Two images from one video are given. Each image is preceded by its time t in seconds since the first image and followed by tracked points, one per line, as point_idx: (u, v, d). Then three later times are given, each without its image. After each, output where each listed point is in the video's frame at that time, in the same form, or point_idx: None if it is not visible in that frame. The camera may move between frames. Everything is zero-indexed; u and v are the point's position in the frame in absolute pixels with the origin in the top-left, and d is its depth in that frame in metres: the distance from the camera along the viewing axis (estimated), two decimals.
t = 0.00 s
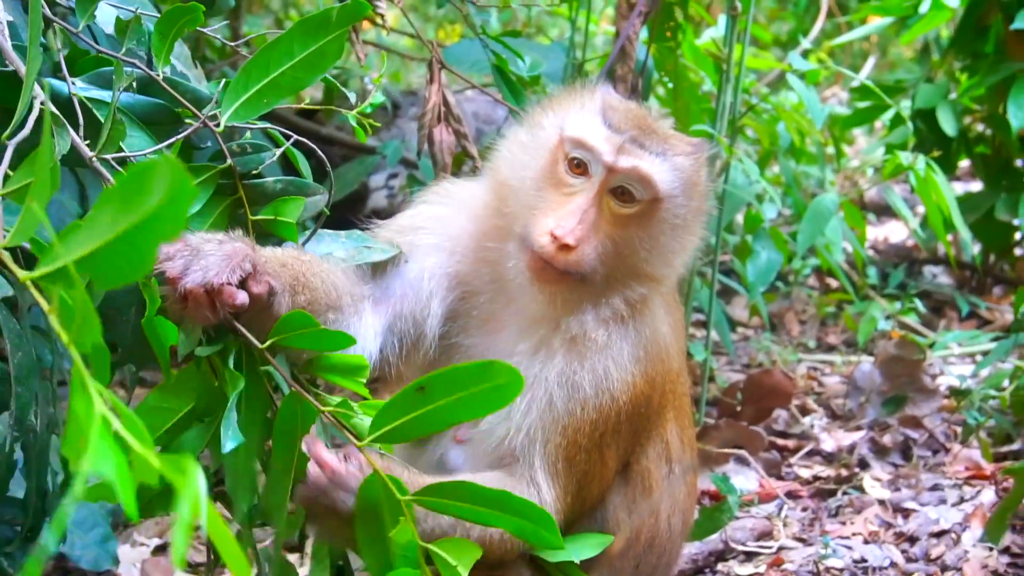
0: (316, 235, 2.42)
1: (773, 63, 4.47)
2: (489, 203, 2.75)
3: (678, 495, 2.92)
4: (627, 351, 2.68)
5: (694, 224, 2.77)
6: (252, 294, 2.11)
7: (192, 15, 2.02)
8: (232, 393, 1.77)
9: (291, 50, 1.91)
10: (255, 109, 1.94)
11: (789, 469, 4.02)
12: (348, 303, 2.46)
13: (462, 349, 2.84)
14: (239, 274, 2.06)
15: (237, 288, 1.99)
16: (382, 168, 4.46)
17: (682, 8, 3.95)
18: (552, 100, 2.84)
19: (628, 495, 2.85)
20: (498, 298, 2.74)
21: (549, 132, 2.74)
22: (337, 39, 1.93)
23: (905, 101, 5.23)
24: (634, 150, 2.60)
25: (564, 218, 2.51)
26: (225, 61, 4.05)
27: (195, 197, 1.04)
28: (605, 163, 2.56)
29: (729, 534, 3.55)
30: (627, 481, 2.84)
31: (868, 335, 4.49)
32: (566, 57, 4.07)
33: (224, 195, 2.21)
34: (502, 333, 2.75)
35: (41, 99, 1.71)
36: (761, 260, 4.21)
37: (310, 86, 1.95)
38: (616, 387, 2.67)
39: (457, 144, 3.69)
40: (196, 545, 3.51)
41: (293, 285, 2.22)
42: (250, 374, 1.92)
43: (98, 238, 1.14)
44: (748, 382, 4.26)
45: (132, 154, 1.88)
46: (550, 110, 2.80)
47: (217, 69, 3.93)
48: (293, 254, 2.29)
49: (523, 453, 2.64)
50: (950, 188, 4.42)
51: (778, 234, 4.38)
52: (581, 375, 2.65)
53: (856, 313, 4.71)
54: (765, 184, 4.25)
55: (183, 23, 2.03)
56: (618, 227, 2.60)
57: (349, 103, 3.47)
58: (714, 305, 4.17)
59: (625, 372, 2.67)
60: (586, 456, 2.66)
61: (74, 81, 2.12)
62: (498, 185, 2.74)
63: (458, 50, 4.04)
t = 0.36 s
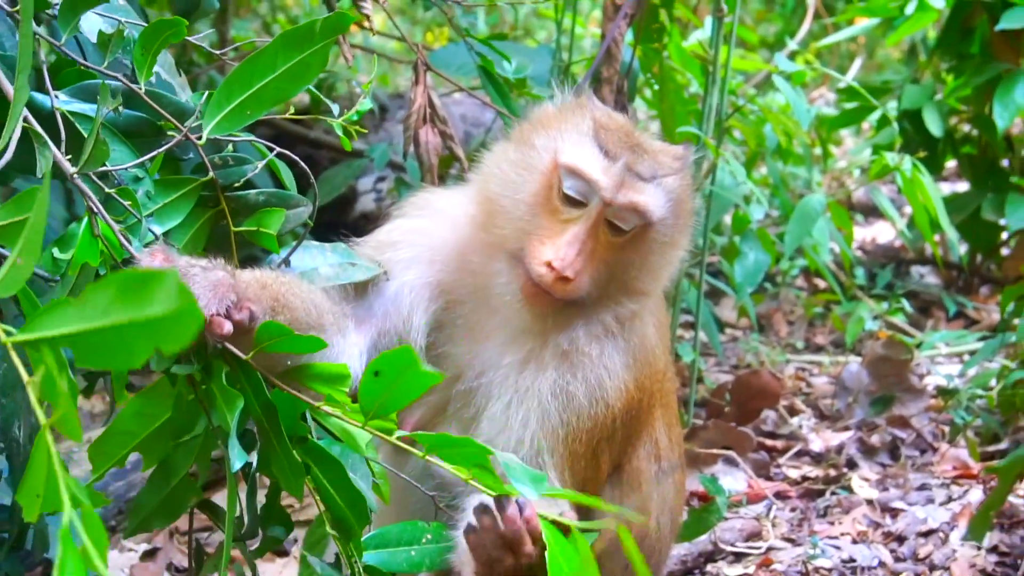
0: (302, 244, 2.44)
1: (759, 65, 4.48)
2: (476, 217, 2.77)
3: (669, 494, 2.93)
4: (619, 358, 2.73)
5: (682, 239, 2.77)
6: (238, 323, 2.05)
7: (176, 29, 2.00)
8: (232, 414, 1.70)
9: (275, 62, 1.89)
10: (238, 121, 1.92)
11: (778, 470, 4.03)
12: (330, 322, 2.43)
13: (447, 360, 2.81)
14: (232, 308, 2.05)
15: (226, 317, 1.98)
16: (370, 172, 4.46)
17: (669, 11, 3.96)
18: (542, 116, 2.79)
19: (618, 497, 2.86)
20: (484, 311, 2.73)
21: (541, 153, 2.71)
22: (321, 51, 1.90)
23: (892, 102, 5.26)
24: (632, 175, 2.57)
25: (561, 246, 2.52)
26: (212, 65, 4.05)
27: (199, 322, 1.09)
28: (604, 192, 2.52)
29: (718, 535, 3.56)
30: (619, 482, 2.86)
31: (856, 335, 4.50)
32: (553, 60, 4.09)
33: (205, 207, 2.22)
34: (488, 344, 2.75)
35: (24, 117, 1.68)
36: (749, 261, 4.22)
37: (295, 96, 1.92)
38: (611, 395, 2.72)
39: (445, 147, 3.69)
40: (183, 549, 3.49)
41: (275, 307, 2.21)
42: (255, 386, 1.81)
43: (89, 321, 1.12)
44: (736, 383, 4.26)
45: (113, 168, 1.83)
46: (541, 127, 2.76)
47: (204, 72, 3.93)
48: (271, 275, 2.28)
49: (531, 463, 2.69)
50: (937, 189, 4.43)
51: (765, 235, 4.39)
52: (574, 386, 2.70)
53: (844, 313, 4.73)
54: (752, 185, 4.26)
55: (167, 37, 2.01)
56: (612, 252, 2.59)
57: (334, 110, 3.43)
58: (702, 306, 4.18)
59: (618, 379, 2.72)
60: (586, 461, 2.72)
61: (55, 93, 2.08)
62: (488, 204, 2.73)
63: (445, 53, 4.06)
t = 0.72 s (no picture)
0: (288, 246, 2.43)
1: (747, 65, 4.49)
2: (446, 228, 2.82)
3: (650, 488, 2.95)
4: (597, 365, 2.74)
5: (656, 240, 2.87)
6: (211, 346, 2.04)
7: (157, 41, 2.03)
8: (207, 431, 1.71)
9: (259, 73, 1.90)
10: (220, 132, 1.94)
11: (766, 468, 4.05)
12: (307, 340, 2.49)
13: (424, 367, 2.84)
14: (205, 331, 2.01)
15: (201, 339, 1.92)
16: (359, 172, 4.47)
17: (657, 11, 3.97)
18: (510, 128, 2.88)
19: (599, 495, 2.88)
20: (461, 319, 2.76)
21: (512, 164, 2.79)
22: (305, 60, 1.91)
23: (880, 102, 5.28)
24: (605, 181, 2.66)
25: (540, 257, 2.59)
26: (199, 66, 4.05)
27: (176, 520, 1.13)
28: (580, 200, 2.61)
29: (706, 534, 3.57)
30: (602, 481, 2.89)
31: (844, 334, 4.52)
32: (542, 59, 4.10)
33: (185, 218, 2.20)
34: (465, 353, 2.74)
35: None
36: (737, 260, 4.23)
37: (277, 107, 1.94)
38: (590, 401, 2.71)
39: (434, 147, 3.71)
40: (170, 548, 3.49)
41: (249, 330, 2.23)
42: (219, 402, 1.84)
43: (58, 448, 1.17)
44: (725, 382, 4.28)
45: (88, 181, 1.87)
46: (511, 138, 2.84)
47: (191, 72, 3.93)
48: (248, 298, 2.30)
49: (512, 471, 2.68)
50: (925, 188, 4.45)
51: (753, 235, 4.41)
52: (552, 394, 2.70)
53: (832, 312, 4.75)
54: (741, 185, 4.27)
55: (147, 48, 2.04)
56: (590, 258, 2.68)
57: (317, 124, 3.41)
58: (690, 306, 4.19)
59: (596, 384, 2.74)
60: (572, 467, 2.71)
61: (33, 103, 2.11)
62: (462, 215, 2.79)
63: (434, 52, 4.04)
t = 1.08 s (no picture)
0: (278, 243, 2.45)
1: (738, 60, 4.49)
2: (431, 222, 2.82)
3: (640, 479, 2.96)
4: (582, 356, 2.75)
5: (638, 229, 2.89)
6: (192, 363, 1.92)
7: (137, 40, 2.04)
8: (183, 431, 1.65)
9: (239, 76, 1.91)
10: (199, 135, 1.93)
11: (757, 462, 4.06)
12: (292, 347, 2.46)
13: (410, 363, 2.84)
14: (187, 348, 1.91)
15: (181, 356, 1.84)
16: (350, 166, 4.46)
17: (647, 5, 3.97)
18: (489, 120, 2.90)
19: (588, 487, 2.87)
20: (445, 314, 2.77)
21: (493, 155, 2.81)
22: (285, 65, 1.92)
23: (870, 96, 5.29)
24: (587, 168, 2.67)
25: (526, 246, 2.57)
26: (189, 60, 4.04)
27: (147, 420, 1.25)
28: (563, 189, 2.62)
29: (697, 527, 3.57)
30: (592, 473, 2.87)
31: (835, 328, 4.53)
32: (532, 52, 4.10)
33: (164, 218, 2.21)
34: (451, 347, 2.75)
35: None
36: (728, 254, 4.24)
37: (258, 110, 1.95)
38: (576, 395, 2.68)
39: (424, 141, 3.70)
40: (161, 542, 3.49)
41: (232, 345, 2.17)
42: (195, 408, 1.82)
43: (23, 381, 1.24)
44: (716, 375, 4.29)
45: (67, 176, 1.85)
46: (491, 131, 2.86)
47: (180, 67, 3.92)
48: (232, 311, 2.24)
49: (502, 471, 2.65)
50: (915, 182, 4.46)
51: (744, 229, 4.41)
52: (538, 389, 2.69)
53: (823, 305, 4.76)
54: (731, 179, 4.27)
55: (128, 48, 2.04)
56: (573, 248, 2.71)
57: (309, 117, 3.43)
58: (681, 300, 4.19)
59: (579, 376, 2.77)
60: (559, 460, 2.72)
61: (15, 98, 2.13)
62: (446, 208, 2.79)
63: (423, 45, 4.01)
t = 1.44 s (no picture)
0: (275, 247, 2.44)
1: (738, 56, 4.49)
2: (423, 221, 2.83)
3: (636, 477, 2.97)
4: (573, 353, 2.77)
5: (632, 227, 2.89)
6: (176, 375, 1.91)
7: (131, 46, 2.09)
8: (162, 441, 1.65)
9: (234, 83, 1.94)
10: (192, 140, 1.97)
11: (756, 459, 4.06)
12: (283, 354, 2.49)
13: (404, 362, 2.87)
14: (172, 359, 1.91)
15: (164, 369, 1.82)
16: (349, 163, 4.46)
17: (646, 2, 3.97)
18: (488, 115, 2.88)
19: (585, 484, 2.87)
20: (437, 312, 2.80)
21: (487, 150, 2.80)
22: (283, 71, 1.94)
23: (869, 93, 5.30)
24: (578, 166, 2.65)
25: (515, 239, 2.58)
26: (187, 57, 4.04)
27: (114, 378, 1.07)
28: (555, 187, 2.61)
29: (696, 523, 3.57)
30: (590, 471, 2.87)
31: (834, 324, 4.53)
32: (531, 50, 4.10)
33: (155, 222, 2.26)
34: (439, 344, 2.79)
35: None
36: (727, 251, 4.24)
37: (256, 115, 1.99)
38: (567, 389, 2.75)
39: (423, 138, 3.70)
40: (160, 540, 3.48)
41: (219, 358, 2.24)
42: (179, 423, 1.80)
43: (11, 361, 1.15)
44: (715, 372, 4.29)
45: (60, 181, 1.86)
46: (487, 125, 2.85)
47: (178, 64, 3.92)
48: (219, 321, 2.29)
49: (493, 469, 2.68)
50: (914, 179, 4.46)
51: (743, 226, 4.41)
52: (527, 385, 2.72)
53: (822, 302, 4.77)
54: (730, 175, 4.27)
55: (121, 54, 2.09)
56: (561, 245, 2.71)
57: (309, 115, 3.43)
58: (680, 297, 4.19)
59: (573, 373, 2.75)
60: (558, 458, 2.70)
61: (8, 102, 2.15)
62: (437, 204, 2.80)
63: (422, 43, 4.01)
